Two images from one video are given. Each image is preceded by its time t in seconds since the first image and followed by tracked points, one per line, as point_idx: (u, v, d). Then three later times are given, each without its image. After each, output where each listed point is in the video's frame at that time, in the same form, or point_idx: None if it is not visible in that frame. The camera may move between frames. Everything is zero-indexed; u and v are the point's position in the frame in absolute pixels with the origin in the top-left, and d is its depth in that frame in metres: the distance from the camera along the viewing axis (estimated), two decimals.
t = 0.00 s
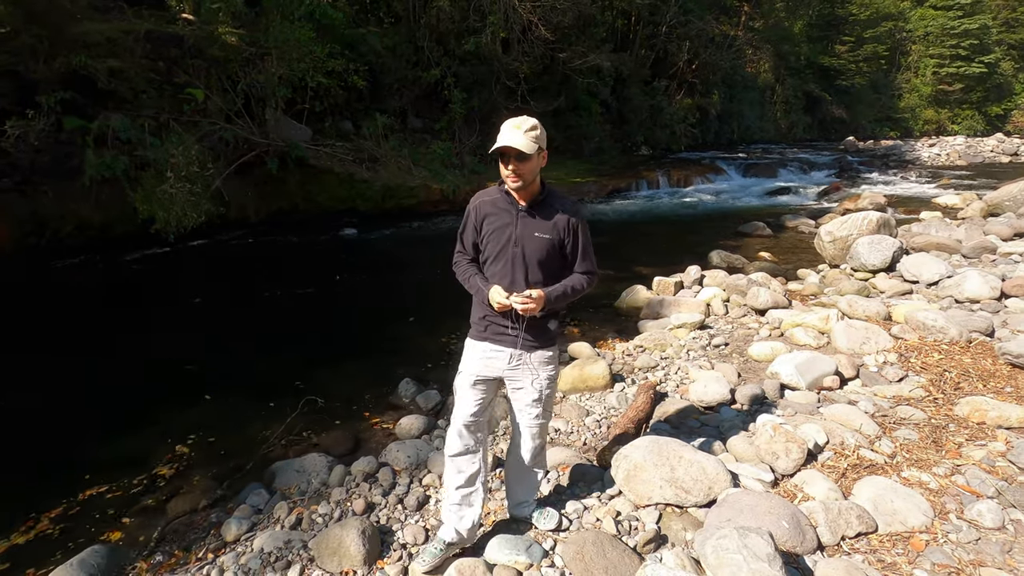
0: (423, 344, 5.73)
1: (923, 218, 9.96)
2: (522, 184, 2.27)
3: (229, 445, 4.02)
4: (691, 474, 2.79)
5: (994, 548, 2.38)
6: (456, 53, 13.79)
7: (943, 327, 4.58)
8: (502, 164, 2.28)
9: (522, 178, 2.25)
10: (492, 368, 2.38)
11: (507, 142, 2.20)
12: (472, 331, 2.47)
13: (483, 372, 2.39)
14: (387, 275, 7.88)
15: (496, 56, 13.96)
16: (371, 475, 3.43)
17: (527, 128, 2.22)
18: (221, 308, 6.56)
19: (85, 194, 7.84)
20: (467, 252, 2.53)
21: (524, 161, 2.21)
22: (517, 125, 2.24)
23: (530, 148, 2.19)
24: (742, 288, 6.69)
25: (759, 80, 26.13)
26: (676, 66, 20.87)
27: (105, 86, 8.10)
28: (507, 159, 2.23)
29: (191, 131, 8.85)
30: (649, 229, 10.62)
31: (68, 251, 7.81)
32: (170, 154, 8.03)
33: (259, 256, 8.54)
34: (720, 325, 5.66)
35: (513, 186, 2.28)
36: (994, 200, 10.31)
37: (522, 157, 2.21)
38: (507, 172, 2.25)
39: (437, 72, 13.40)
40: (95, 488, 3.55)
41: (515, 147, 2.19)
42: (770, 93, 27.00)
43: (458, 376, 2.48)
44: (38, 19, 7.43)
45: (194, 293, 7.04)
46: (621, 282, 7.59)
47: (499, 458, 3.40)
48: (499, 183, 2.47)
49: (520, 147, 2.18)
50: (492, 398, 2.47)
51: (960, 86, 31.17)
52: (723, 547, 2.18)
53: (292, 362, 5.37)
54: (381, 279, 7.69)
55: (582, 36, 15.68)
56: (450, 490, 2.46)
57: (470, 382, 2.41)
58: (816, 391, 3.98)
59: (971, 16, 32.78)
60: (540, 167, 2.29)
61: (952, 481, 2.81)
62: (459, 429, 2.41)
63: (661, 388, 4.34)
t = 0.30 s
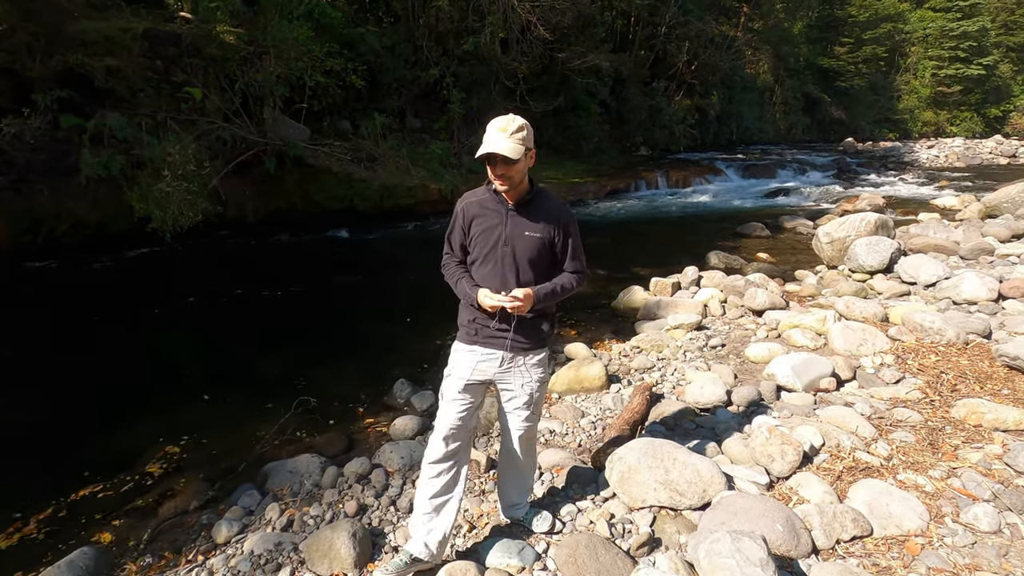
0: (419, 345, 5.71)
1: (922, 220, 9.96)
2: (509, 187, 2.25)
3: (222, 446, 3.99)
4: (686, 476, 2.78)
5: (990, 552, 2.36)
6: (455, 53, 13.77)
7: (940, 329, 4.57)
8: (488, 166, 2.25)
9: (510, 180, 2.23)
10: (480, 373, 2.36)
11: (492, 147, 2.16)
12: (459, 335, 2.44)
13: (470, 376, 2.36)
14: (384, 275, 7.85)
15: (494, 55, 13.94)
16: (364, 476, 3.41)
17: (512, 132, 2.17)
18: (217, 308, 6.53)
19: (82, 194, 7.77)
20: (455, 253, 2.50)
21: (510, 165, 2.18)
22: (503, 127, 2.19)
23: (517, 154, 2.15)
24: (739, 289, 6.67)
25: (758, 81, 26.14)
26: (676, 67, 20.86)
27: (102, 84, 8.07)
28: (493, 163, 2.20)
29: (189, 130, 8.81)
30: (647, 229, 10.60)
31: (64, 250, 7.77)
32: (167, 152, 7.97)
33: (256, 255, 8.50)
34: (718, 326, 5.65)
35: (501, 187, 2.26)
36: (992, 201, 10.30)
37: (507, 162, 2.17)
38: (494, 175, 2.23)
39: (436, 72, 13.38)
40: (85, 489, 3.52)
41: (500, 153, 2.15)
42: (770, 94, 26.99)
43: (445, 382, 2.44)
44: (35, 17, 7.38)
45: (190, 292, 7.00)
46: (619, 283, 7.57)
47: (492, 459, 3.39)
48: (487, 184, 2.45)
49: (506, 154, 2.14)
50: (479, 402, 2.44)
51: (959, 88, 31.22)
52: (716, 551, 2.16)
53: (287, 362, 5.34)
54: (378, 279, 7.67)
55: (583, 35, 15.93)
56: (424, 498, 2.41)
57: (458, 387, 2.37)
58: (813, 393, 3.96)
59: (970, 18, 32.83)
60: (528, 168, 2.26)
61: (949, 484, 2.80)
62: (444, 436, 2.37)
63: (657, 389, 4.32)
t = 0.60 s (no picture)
0: (418, 346, 5.69)
1: (923, 221, 9.93)
2: (498, 186, 2.22)
3: (219, 448, 3.97)
4: (685, 480, 2.75)
5: (993, 558, 2.33)
6: (456, 54, 13.77)
7: (942, 331, 4.53)
8: (476, 165, 2.21)
9: (499, 178, 2.20)
10: (474, 386, 2.29)
11: (482, 144, 2.12)
12: (449, 346, 2.35)
13: (463, 390, 2.28)
14: (384, 276, 7.84)
15: (495, 56, 13.93)
16: (361, 479, 3.39)
17: (501, 127, 2.15)
18: (216, 309, 6.52)
19: (82, 193, 7.77)
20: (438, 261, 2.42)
21: (501, 162, 2.15)
22: (490, 123, 2.16)
23: (506, 150, 2.14)
24: (740, 290, 6.65)
25: (759, 82, 26.13)
26: (677, 68, 20.85)
27: (102, 84, 8.06)
28: (483, 160, 2.17)
29: (189, 130, 8.80)
30: (647, 230, 10.58)
31: (64, 250, 7.77)
32: (167, 153, 7.97)
33: (257, 256, 8.49)
34: (718, 328, 5.62)
35: (489, 186, 2.22)
36: (994, 203, 10.27)
37: (498, 158, 2.15)
38: (483, 172, 2.19)
39: (437, 72, 13.37)
40: (81, 490, 3.50)
41: (492, 149, 2.12)
42: (771, 95, 26.90)
43: (435, 397, 2.35)
44: (35, 17, 7.37)
45: (189, 292, 6.99)
46: (619, 284, 7.54)
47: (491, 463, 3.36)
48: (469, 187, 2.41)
49: (498, 149, 2.12)
50: (471, 415, 2.37)
51: (960, 89, 31.18)
52: (715, 557, 2.13)
53: (286, 363, 5.32)
54: (378, 280, 7.65)
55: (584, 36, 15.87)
56: (419, 519, 2.36)
57: (450, 404, 2.28)
58: (813, 396, 3.93)
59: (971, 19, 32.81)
60: (515, 166, 2.24)
61: (951, 489, 2.77)
62: (436, 456, 2.29)
63: (657, 392, 4.29)
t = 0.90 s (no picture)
0: (421, 347, 5.71)
1: (926, 223, 9.91)
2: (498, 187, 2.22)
3: (224, 448, 3.99)
4: (688, 482, 2.76)
5: (995, 560, 2.34)
6: (458, 55, 13.79)
7: (945, 334, 4.54)
8: (478, 166, 2.22)
9: (499, 180, 2.20)
10: (475, 402, 2.26)
11: (486, 143, 2.13)
12: (446, 361, 2.30)
13: (464, 406, 2.26)
14: (386, 276, 7.86)
15: (498, 57, 13.95)
16: (366, 480, 3.41)
17: (508, 129, 2.17)
18: (221, 309, 6.55)
19: (86, 194, 7.83)
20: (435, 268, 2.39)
21: (503, 164, 2.16)
22: (496, 125, 2.17)
23: (510, 150, 2.14)
24: (742, 292, 6.66)
25: (762, 83, 26.11)
26: (679, 69, 20.86)
27: (107, 85, 8.10)
28: (486, 160, 2.17)
29: (193, 131, 8.83)
30: (650, 231, 10.59)
31: (69, 250, 7.84)
32: (171, 154, 7.95)
33: (260, 257, 8.52)
34: (721, 330, 5.63)
35: (488, 189, 2.22)
36: (997, 205, 10.26)
37: (502, 160, 2.16)
38: (484, 173, 2.19)
39: (440, 73, 13.39)
40: (88, 490, 3.53)
41: (495, 149, 2.13)
42: (772, 98, 26.41)
43: (434, 413, 2.30)
44: (40, 19, 7.41)
45: (193, 292, 7.04)
46: (621, 285, 7.56)
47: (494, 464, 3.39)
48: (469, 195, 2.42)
49: (501, 150, 2.13)
50: (470, 430, 2.34)
51: (963, 91, 31.14)
52: (719, 559, 2.15)
53: (290, 363, 5.36)
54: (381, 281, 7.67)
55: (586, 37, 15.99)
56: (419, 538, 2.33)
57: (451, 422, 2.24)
58: (816, 398, 3.94)
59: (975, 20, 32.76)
60: (516, 173, 2.26)
61: (954, 492, 2.78)
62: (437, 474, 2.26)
63: (660, 394, 4.31)
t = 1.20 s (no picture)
0: (422, 346, 5.74)
1: (925, 224, 9.95)
2: (500, 187, 2.21)
3: (227, 446, 4.02)
4: (689, 479, 2.79)
5: (992, 556, 2.37)
6: (458, 55, 13.81)
7: (943, 333, 4.58)
8: (483, 164, 2.23)
9: (503, 180, 2.20)
10: (467, 416, 2.23)
11: (493, 138, 2.16)
12: (436, 375, 2.24)
13: (457, 422, 2.22)
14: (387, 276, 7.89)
15: (498, 57, 13.97)
16: (369, 477, 3.44)
17: (515, 133, 2.22)
18: (222, 308, 6.58)
19: (87, 193, 7.85)
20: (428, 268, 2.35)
21: (509, 164, 2.19)
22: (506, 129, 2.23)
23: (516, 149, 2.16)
24: (741, 292, 6.70)
25: (761, 83, 26.14)
26: (678, 69, 20.90)
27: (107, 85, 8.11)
28: (492, 157, 2.19)
29: (193, 130, 8.84)
30: (649, 231, 10.62)
31: (70, 250, 7.86)
32: (171, 153, 7.99)
33: (261, 257, 8.54)
34: (720, 329, 5.66)
35: (490, 189, 2.21)
36: (995, 205, 10.31)
37: (508, 159, 2.18)
38: (489, 171, 2.20)
39: (439, 73, 13.41)
40: (92, 487, 3.56)
41: (501, 145, 2.16)
42: (773, 96, 26.71)
43: (425, 430, 2.24)
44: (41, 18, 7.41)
45: (194, 292, 7.06)
46: (620, 285, 7.59)
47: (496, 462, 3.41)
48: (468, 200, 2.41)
49: (507, 146, 2.15)
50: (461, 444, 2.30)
51: (962, 91, 31.22)
52: (720, 554, 2.18)
53: (291, 362, 5.38)
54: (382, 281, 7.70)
55: (585, 36, 16.05)
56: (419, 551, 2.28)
57: (443, 440, 2.20)
58: (815, 396, 3.97)
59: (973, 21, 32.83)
60: (519, 181, 2.26)
61: (951, 488, 2.81)
62: (433, 494, 2.20)
63: (660, 392, 4.34)
